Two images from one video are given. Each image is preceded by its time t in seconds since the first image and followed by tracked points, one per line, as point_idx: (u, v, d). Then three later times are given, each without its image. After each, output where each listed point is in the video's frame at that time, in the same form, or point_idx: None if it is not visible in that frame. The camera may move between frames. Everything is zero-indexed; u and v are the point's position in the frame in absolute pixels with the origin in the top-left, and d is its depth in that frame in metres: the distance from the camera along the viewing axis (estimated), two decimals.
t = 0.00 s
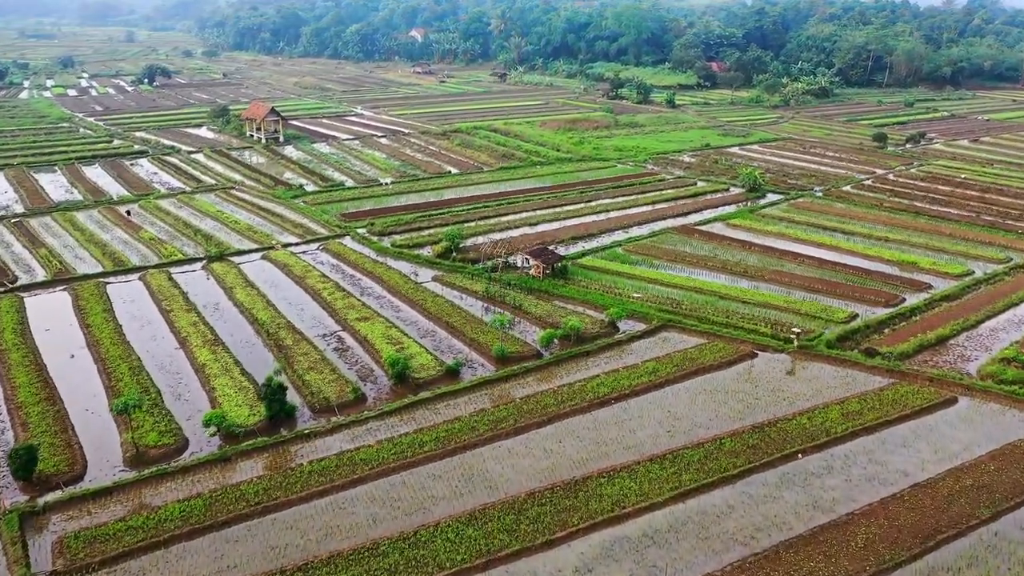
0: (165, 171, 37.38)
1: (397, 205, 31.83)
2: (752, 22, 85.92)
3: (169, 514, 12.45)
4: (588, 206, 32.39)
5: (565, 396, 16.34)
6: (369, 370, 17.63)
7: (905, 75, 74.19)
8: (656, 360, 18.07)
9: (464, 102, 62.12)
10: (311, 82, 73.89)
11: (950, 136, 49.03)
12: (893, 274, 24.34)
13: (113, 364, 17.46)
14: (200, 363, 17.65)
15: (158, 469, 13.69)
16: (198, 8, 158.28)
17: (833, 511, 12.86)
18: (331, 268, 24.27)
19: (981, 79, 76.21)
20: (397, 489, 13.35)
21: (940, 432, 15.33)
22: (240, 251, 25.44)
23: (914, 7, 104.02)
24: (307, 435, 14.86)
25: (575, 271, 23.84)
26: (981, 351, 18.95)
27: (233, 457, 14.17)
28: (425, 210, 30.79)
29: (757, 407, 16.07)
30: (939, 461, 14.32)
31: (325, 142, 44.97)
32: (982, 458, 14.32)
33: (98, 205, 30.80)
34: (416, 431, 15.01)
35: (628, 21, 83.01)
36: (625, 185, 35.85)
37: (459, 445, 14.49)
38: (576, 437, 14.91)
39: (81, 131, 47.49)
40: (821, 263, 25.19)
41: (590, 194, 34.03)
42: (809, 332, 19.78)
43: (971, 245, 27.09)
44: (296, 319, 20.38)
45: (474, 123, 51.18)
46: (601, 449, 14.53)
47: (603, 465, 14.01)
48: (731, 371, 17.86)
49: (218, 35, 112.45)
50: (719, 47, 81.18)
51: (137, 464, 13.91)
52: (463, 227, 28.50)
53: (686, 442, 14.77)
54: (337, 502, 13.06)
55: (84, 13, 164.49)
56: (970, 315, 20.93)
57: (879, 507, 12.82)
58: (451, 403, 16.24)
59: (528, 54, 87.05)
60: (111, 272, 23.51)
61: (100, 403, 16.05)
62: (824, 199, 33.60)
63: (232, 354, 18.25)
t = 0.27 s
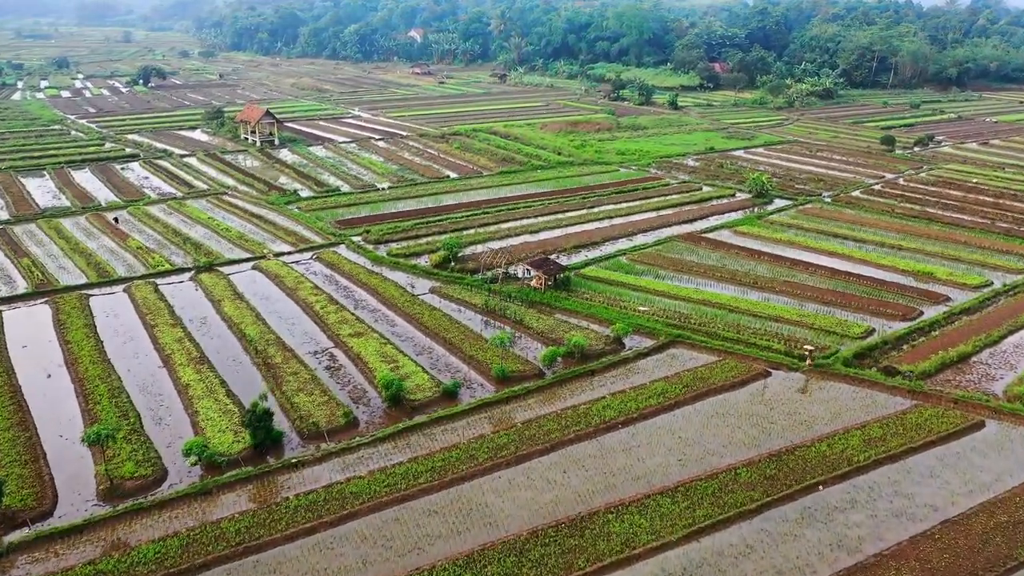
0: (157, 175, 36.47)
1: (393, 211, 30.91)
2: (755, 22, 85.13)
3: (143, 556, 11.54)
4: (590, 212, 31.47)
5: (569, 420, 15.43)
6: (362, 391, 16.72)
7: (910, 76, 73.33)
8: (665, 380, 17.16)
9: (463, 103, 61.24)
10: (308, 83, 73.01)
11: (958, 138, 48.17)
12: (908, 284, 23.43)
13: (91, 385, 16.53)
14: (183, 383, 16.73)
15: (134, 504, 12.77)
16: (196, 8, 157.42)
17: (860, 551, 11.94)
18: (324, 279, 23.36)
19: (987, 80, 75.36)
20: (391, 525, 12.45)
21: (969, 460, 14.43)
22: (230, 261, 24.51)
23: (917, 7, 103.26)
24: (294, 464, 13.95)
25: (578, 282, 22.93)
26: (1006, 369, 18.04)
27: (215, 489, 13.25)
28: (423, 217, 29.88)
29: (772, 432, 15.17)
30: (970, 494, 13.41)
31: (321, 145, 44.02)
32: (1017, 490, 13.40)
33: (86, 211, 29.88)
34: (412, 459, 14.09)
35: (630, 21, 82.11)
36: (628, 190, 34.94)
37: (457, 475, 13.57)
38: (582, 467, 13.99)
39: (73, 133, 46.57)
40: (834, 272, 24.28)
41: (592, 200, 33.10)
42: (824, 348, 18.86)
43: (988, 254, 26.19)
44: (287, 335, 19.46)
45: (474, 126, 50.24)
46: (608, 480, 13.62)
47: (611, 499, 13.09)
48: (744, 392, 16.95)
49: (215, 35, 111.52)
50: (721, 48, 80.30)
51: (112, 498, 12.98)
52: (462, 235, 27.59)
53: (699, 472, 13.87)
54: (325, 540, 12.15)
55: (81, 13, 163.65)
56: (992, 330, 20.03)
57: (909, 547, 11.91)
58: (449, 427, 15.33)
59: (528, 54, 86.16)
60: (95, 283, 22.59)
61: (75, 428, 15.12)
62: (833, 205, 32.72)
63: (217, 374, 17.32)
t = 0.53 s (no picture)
0: (148, 180, 35.55)
1: (390, 218, 29.97)
2: (758, 23, 84.33)
3: None
4: (593, 219, 30.55)
5: (574, 447, 14.49)
6: (353, 414, 15.78)
7: (915, 77, 72.62)
8: (675, 402, 16.24)
9: (463, 105, 60.34)
10: (306, 84, 72.09)
11: (967, 141, 47.30)
12: (924, 296, 22.52)
13: (66, 409, 15.58)
14: (164, 406, 15.80)
15: (105, 545, 11.84)
16: (194, 8, 156.60)
17: None
18: (317, 291, 22.45)
19: (993, 81, 74.50)
20: (384, 568, 11.53)
21: (1002, 492, 13.52)
22: (219, 272, 23.59)
23: (921, 7, 102.45)
24: (280, 497, 13.02)
25: (581, 294, 22.01)
26: None
27: (194, 527, 12.32)
28: (420, 223, 28.96)
29: (791, 461, 14.24)
30: (1006, 531, 12.48)
31: (317, 148, 43.08)
32: None
33: (72, 218, 28.94)
34: (407, 492, 13.17)
35: (631, 21, 81.26)
36: (631, 196, 34.03)
37: (455, 511, 12.65)
38: (589, 501, 13.05)
39: (64, 136, 45.63)
40: (847, 283, 23.37)
41: (594, 206, 32.17)
42: (841, 367, 17.95)
43: (1006, 263, 25.28)
44: (276, 352, 18.53)
45: (473, 128, 49.33)
46: (617, 515, 12.69)
47: (621, 538, 12.15)
48: (758, 415, 16.03)
49: (212, 36, 110.62)
50: (723, 49, 79.49)
51: (81, 537, 12.05)
52: (461, 244, 26.67)
53: (715, 506, 12.94)
54: None
55: (78, 13, 162.75)
56: (1016, 346, 19.13)
57: None
58: (446, 455, 14.39)
59: (528, 55, 85.25)
60: (77, 295, 21.66)
61: (46, 456, 14.18)
62: (843, 211, 31.83)
63: (201, 395, 16.38)
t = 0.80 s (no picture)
0: (138, 185, 34.58)
1: (386, 225, 29.04)
2: (761, 23, 83.50)
3: None
4: (596, 226, 29.61)
5: (579, 479, 13.54)
6: (344, 441, 14.83)
7: (921, 78, 71.89)
8: (686, 427, 15.28)
9: (462, 106, 59.43)
10: (303, 85, 71.17)
11: (977, 144, 46.39)
12: (943, 309, 21.59)
13: (37, 436, 14.63)
14: (143, 433, 14.85)
15: None
16: (191, 8, 155.66)
17: None
18: (309, 304, 21.51)
19: (999, 82, 73.61)
20: None
21: None
22: (207, 283, 22.63)
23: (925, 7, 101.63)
24: (263, 537, 12.06)
25: (585, 308, 21.07)
26: None
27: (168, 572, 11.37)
28: (417, 231, 28.04)
29: (812, 496, 13.28)
30: None
31: (312, 152, 42.12)
32: None
33: (57, 226, 27.98)
34: (400, 532, 12.21)
35: (632, 22, 80.39)
36: (634, 201, 33.10)
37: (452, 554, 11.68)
38: (597, 541, 12.09)
39: (54, 139, 44.65)
40: (862, 296, 22.44)
41: (597, 212, 31.23)
42: (859, 388, 17.02)
43: None
44: (264, 371, 17.59)
45: (472, 131, 48.40)
46: (627, 558, 11.74)
47: None
48: (775, 441, 15.08)
49: (210, 36, 109.64)
50: (726, 49, 78.61)
51: None
52: (459, 253, 25.74)
53: (733, 548, 11.97)
54: None
55: (75, 13, 161.74)
56: None
57: None
58: (443, 489, 13.44)
59: (528, 56, 84.29)
60: (58, 308, 20.70)
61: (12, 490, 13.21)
62: (853, 217, 30.91)
63: (183, 420, 15.43)
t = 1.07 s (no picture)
0: (127, 190, 33.61)
1: (382, 233, 28.11)
2: (763, 24, 82.73)
3: None
4: (599, 233, 28.69)
5: (586, 515, 12.59)
6: (333, 471, 13.87)
7: (926, 80, 71.15)
8: (699, 456, 14.33)
9: (462, 108, 58.53)
10: (300, 87, 70.23)
11: (986, 147, 45.55)
12: (963, 324, 20.66)
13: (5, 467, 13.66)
14: (118, 463, 13.90)
15: None
16: (189, 7, 154.73)
17: None
18: (300, 318, 20.58)
19: (1005, 83, 72.75)
20: None
21: None
22: (194, 296, 21.68)
23: (928, 7, 100.87)
24: None
25: (589, 323, 20.14)
26: None
27: None
28: (414, 240, 27.11)
29: (838, 535, 12.32)
30: None
31: (308, 155, 41.16)
32: None
33: (41, 234, 27.00)
34: None
35: (634, 22, 79.52)
36: (638, 207, 32.17)
37: None
38: None
39: (44, 142, 43.64)
40: (878, 309, 21.51)
41: (600, 219, 30.30)
42: (879, 410, 16.08)
43: None
44: (250, 393, 16.64)
45: (472, 133, 47.49)
46: None
47: None
48: (793, 471, 14.13)
49: (207, 36, 108.66)
50: (728, 50, 77.77)
51: None
52: (457, 263, 24.81)
53: None
54: None
55: (73, 12, 160.66)
56: None
57: None
58: (439, 527, 12.48)
59: (529, 57, 83.31)
60: (36, 324, 19.72)
61: None
62: (864, 224, 30.01)
63: (161, 447, 14.46)
